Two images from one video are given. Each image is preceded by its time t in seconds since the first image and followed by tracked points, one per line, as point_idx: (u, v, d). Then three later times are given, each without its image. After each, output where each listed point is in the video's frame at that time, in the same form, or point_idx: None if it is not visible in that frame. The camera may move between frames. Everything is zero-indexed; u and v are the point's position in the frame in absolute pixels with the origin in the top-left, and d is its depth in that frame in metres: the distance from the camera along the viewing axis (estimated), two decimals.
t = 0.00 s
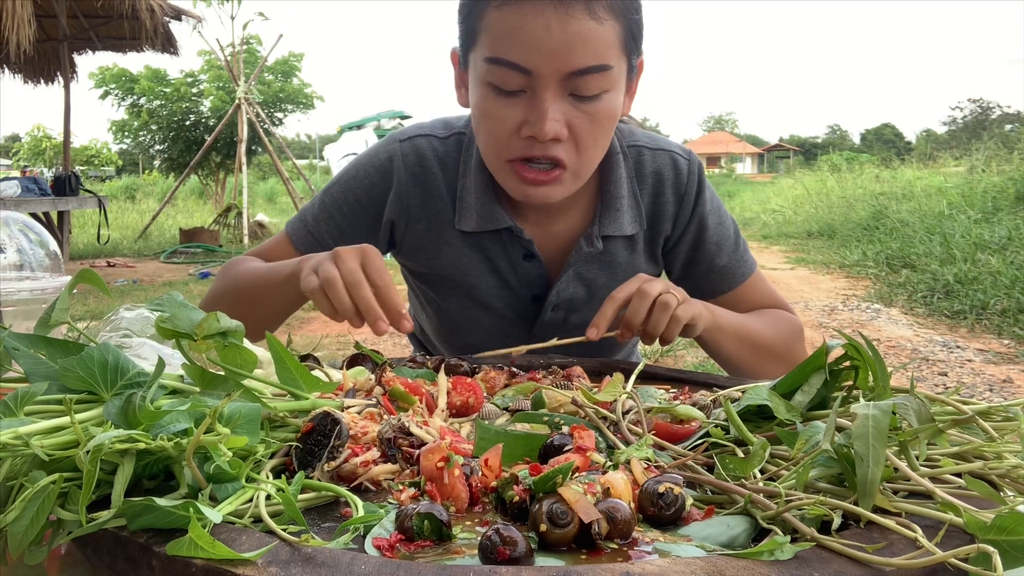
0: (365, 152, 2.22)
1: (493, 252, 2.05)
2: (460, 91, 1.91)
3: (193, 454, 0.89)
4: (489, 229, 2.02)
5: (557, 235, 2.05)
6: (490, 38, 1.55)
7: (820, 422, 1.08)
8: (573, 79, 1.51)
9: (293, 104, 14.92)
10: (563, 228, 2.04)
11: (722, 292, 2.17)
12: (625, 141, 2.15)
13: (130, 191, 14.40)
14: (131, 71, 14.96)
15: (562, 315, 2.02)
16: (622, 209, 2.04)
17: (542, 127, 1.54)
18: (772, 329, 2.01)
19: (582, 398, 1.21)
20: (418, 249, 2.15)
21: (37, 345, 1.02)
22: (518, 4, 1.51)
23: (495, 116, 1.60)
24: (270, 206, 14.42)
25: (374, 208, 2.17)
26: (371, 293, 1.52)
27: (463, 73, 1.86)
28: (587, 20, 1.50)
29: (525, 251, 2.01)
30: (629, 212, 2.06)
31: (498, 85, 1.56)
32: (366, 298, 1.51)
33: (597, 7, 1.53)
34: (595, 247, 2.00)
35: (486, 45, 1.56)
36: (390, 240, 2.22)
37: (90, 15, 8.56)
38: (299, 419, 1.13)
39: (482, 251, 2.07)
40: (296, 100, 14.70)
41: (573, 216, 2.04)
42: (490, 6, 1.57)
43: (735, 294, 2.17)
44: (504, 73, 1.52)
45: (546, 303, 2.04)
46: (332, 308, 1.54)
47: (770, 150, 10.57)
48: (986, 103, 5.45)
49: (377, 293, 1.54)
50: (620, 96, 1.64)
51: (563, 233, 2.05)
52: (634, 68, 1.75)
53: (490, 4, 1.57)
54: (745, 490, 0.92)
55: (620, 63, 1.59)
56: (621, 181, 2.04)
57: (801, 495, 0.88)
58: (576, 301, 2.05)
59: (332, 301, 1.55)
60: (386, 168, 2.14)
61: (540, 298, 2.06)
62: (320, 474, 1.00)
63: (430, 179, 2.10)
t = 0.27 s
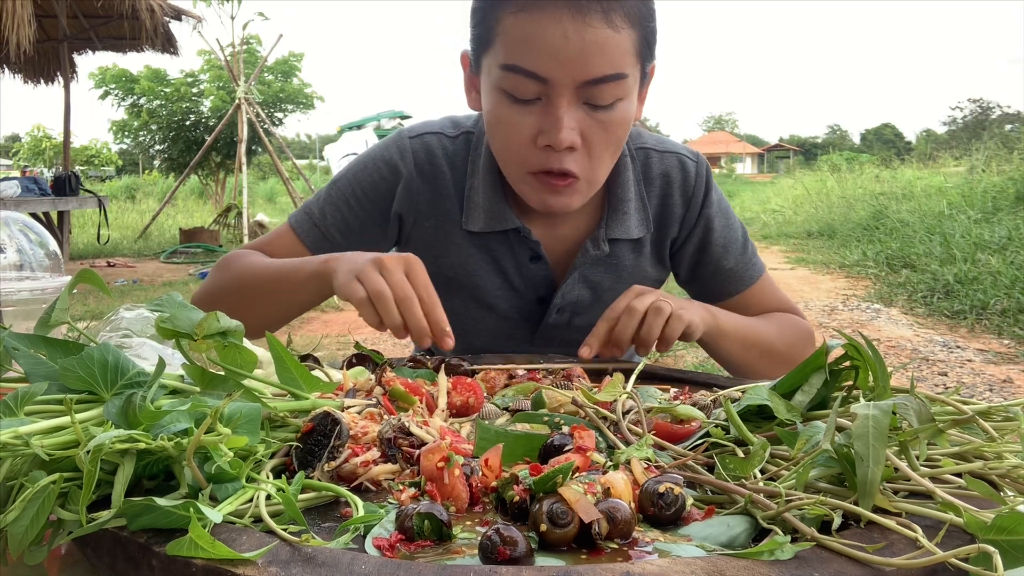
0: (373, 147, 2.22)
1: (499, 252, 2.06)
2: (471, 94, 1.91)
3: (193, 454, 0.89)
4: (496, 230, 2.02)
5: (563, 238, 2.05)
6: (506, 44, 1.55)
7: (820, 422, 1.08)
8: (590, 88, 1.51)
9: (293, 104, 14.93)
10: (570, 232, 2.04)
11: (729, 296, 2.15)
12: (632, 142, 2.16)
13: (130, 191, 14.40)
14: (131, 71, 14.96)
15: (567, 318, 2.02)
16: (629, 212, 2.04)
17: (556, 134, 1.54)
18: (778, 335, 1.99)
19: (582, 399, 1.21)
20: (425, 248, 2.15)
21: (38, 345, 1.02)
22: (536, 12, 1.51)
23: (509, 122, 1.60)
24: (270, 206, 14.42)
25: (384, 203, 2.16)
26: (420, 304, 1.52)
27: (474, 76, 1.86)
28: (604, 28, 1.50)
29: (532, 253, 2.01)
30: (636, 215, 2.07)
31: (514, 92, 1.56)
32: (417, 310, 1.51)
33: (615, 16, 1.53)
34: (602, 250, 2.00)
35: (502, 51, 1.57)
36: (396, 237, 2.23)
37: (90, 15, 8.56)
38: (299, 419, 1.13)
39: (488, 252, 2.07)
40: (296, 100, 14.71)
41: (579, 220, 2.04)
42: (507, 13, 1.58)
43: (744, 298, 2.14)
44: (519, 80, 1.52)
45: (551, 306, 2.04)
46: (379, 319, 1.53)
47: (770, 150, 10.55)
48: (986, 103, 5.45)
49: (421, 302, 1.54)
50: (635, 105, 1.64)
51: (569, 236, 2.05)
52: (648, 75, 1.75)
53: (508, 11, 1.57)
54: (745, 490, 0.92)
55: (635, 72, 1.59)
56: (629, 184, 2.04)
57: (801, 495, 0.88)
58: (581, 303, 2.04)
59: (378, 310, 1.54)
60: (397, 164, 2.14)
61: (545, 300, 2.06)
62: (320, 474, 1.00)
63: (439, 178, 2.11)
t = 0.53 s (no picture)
0: (384, 137, 2.21)
1: (502, 248, 2.06)
2: (473, 91, 1.91)
3: (193, 454, 0.89)
4: (500, 225, 2.02)
5: (563, 233, 2.05)
6: (510, 43, 1.55)
7: (820, 422, 1.08)
8: (594, 86, 1.51)
9: (293, 103, 14.93)
10: (570, 227, 2.04)
11: (737, 274, 2.11)
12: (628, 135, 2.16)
13: (130, 191, 14.41)
14: (131, 71, 14.96)
15: (567, 313, 2.03)
16: (626, 204, 2.04)
17: (560, 132, 1.55)
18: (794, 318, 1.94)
19: (582, 398, 1.21)
20: (432, 242, 2.16)
21: (37, 345, 1.02)
22: (540, 10, 1.51)
23: (513, 119, 1.60)
24: (270, 206, 14.43)
25: (393, 194, 2.14)
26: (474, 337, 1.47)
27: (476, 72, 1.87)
28: (607, 26, 1.50)
29: (534, 248, 2.02)
30: (633, 208, 2.06)
31: (518, 90, 1.56)
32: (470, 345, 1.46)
33: (617, 13, 1.53)
34: (598, 242, 1.99)
35: (506, 49, 1.57)
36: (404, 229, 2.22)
37: (90, 15, 8.56)
38: (299, 419, 1.13)
39: (492, 248, 2.08)
40: (296, 100, 14.70)
41: (578, 214, 2.04)
42: (511, 12, 1.58)
43: (753, 275, 2.09)
44: (523, 79, 1.53)
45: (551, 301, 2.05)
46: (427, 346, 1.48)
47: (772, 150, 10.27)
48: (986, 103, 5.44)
49: (469, 335, 1.49)
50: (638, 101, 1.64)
51: (569, 230, 2.05)
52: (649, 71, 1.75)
53: (512, 9, 1.58)
54: (745, 490, 0.92)
55: (638, 69, 1.59)
56: (626, 176, 2.04)
57: (801, 495, 0.88)
58: (579, 297, 2.05)
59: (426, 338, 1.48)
60: (407, 155, 2.13)
61: (546, 296, 2.08)
62: (320, 473, 1.00)
63: (447, 171, 2.11)
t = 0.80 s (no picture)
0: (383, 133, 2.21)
1: (500, 243, 2.07)
2: (471, 87, 1.92)
3: (193, 454, 0.89)
4: (497, 220, 2.03)
5: (562, 229, 2.07)
6: (507, 37, 1.55)
7: (820, 422, 1.08)
8: (590, 79, 1.52)
9: (293, 104, 14.93)
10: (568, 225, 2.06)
11: (737, 260, 2.08)
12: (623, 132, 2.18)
13: (130, 190, 14.41)
14: (131, 71, 14.96)
15: (565, 308, 2.04)
16: (622, 198, 2.05)
17: (557, 125, 1.54)
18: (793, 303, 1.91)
19: (582, 399, 1.20)
20: (431, 236, 2.16)
21: (38, 345, 1.02)
22: (535, 4, 1.52)
23: (510, 114, 1.60)
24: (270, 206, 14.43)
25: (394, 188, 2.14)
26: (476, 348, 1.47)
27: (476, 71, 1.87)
28: (603, 20, 1.51)
29: (532, 243, 2.03)
30: (628, 202, 2.07)
31: (515, 84, 1.56)
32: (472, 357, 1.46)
33: (613, 7, 1.54)
34: (594, 236, 2.01)
35: (502, 43, 1.57)
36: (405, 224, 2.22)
37: (90, 15, 8.56)
38: (299, 419, 1.13)
39: (491, 243, 2.08)
40: (296, 100, 14.70)
41: (575, 210, 2.05)
42: (507, 7, 1.58)
43: (752, 261, 2.07)
44: (520, 72, 1.53)
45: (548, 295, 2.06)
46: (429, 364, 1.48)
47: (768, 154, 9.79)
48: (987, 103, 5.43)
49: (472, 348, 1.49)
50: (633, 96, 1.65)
51: (567, 227, 2.06)
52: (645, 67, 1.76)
53: (508, 4, 1.58)
54: (745, 490, 0.92)
55: (633, 64, 1.60)
56: (622, 171, 2.06)
57: (801, 495, 0.88)
58: (576, 291, 2.06)
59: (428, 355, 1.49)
60: (407, 149, 2.13)
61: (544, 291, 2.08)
62: (320, 474, 1.00)
63: (447, 166, 2.12)
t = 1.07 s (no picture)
0: (387, 125, 2.20)
1: (501, 237, 2.08)
2: (471, 81, 1.92)
3: (193, 454, 0.89)
4: (499, 214, 2.04)
5: (561, 224, 2.08)
6: (505, 32, 1.55)
7: (820, 422, 1.08)
8: (586, 73, 1.52)
9: (293, 103, 14.92)
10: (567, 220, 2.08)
11: (738, 246, 2.09)
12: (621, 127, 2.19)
13: (130, 191, 14.40)
14: (131, 71, 14.95)
15: (565, 302, 2.04)
16: (620, 192, 2.05)
17: (554, 118, 1.55)
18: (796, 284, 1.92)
19: (582, 399, 1.21)
20: (432, 230, 2.16)
21: (37, 345, 1.02)
22: None
23: (507, 106, 1.61)
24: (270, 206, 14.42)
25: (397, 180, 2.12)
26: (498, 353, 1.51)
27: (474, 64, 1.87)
28: (600, 16, 1.50)
29: (532, 237, 2.04)
30: (626, 195, 2.08)
31: (512, 78, 1.56)
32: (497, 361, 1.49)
33: (610, 3, 1.53)
34: (592, 230, 2.01)
35: (500, 37, 1.57)
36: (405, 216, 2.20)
37: (90, 15, 8.55)
38: (299, 419, 1.13)
39: (491, 237, 2.09)
40: (296, 100, 14.69)
41: (573, 205, 2.07)
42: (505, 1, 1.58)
43: (754, 245, 2.07)
44: (518, 67, 1.53)
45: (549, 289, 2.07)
46: (447, 362, 1.48)
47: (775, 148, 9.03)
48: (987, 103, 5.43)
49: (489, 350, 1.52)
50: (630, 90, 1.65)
51: (566, 222, 2.08)
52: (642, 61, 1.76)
53: None
54: (745, 490, 0.92)
55: (630, 58, 1.60)
56: (620, 165, 2.06)
57: (801, 495, 0.88)
58: (575, 285, 2.07)
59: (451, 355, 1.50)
60: (412, 142, 2.12)
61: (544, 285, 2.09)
62: (320, 474, 1.00)
63: (451, 160, 2.12)
